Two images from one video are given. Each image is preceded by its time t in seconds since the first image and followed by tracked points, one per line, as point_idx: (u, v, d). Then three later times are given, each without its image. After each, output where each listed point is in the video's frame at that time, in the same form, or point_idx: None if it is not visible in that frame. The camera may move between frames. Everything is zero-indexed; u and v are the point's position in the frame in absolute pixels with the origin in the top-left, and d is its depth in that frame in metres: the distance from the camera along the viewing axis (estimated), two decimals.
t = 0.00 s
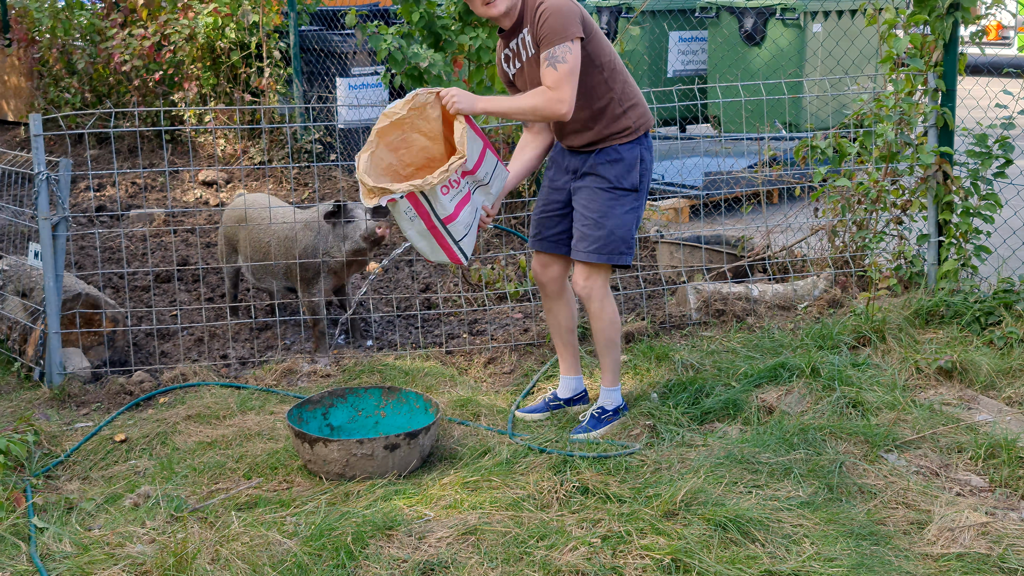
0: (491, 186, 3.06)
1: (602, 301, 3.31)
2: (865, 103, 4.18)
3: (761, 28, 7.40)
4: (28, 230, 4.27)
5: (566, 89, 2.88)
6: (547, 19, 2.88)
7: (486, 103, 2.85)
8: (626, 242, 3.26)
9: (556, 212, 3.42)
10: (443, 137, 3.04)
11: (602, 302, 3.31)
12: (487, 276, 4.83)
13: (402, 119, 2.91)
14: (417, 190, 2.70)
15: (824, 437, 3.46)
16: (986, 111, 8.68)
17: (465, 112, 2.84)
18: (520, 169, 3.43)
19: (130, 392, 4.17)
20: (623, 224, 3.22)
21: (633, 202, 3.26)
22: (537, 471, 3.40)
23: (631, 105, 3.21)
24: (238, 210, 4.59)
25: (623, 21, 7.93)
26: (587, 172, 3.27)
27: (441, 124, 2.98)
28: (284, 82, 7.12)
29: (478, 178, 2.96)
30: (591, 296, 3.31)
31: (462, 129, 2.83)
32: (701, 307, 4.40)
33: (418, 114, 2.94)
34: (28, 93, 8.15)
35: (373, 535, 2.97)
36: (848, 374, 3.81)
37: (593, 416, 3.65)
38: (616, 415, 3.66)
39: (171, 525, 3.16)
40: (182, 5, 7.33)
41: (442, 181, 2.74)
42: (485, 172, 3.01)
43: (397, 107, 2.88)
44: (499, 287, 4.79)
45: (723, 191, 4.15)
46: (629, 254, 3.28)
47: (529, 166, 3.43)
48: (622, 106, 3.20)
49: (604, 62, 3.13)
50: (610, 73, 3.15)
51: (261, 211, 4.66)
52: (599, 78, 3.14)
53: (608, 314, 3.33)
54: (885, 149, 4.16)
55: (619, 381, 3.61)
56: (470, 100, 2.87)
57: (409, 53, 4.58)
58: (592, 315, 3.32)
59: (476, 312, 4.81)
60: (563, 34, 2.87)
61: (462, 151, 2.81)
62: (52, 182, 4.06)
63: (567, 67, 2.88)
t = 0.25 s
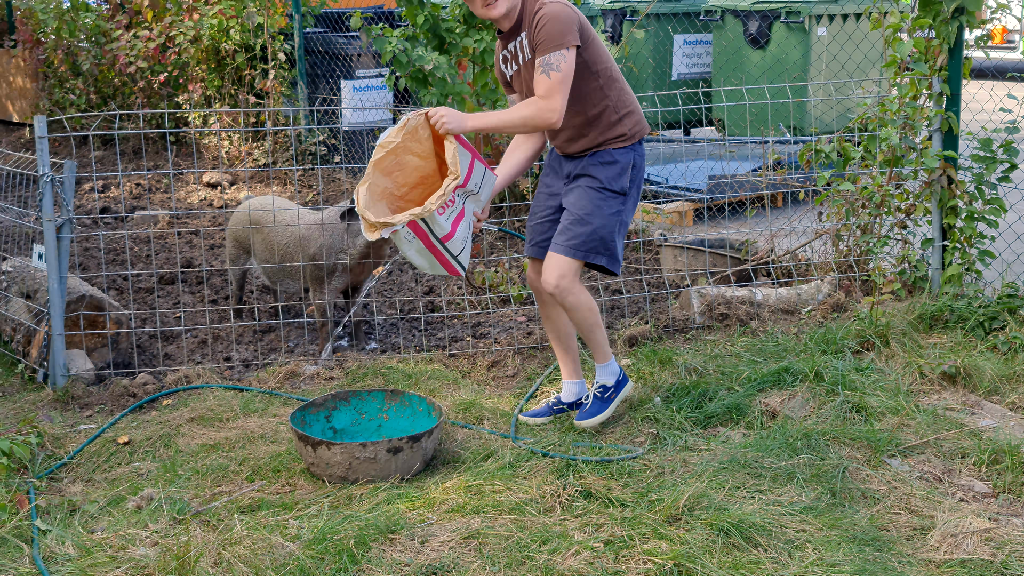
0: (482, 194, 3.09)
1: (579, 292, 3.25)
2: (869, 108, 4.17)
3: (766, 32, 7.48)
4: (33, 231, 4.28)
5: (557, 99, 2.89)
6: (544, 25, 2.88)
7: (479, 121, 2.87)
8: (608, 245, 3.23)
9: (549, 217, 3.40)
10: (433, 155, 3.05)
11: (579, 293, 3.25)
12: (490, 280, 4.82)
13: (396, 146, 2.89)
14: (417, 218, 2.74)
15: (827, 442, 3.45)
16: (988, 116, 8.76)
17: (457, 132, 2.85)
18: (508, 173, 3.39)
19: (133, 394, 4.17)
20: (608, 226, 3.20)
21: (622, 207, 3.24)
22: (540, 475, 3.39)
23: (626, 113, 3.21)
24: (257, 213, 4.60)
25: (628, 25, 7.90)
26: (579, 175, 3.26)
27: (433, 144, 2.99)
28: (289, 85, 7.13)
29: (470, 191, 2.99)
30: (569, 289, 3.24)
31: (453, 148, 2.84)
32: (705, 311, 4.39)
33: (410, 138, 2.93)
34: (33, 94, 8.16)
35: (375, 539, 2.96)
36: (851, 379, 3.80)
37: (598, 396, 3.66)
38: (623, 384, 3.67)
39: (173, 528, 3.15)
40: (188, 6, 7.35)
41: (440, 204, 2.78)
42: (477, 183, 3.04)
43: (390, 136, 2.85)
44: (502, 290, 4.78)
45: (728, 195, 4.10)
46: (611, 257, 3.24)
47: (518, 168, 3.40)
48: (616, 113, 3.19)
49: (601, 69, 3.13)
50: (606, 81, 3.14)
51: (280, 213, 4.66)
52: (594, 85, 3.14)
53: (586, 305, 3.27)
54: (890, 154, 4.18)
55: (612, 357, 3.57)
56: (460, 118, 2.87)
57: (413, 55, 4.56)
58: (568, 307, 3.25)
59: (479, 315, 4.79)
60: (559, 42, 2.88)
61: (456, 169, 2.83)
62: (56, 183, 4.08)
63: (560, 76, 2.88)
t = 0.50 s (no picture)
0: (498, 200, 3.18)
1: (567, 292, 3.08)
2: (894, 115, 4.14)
3: (792, 38, 7.47)
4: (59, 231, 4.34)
5: (567, 117, 2.86)
6: (555, 40, 2.84)
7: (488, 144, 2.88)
8: (609, 240, 3.13)
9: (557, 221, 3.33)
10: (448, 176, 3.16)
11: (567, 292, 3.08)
12: (512, 283, 4.82)
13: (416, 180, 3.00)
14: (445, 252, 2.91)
15: (848, 451, 3.43)
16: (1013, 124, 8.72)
17: (471, 161, 2.91)
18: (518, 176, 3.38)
19: (156, 394, 4.21)
20: (610, 218, 3.10)
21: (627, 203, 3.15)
22: (559, 480, 3.37)
23: (638, 122, 3.17)
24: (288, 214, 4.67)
25: (653, 29, 7.92)
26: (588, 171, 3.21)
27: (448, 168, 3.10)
28: (315, 87, 7.14)
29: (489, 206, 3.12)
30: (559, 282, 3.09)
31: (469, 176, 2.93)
32: (727, 317, 4.39)
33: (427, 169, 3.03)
34: (60, 94, 8.24)
35: (395, 541, 2.97)
36: (874, 388, 3.78)
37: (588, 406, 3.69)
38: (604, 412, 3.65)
39: (195, 527, 3.16)
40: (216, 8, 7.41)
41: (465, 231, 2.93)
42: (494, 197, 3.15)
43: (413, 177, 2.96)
44: (524, 294, 4.79)
45: (752, 200, 4.07)
46: (610, 254, 3.14)
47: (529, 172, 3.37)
48: (628, 122, 3.16)
49: (612, 80, 3.11)
50: (618, 91, 3.12)
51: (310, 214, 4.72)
52: (606, 96, 3.12)
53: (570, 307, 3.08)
54: (915, 162, 4.14)
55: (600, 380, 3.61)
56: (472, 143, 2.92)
57: (438, 59, 4.60)
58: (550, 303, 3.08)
59: (501, 318, 4.79)
60: (571, 59, 2.84)
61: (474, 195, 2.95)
62: (83, 183, 4.12)
63: (571, 93, 2.85)
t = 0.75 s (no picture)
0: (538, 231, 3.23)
1: (588, 347, 3.06)
2: (951, 147, 4.11)
3: (847, 67, 7.34)
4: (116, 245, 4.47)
5: (592, 166, 2.84)
6: (577, 91, 2.81)
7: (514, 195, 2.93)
8: (632, 290, 3.09)
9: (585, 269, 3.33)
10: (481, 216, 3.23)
11: (587, 346, 3.06)
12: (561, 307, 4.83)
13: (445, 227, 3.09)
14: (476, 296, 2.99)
15: (897, 485, 3.36)
16: None
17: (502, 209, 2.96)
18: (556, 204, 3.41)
19: (205, 408, 4.27)
20: (628, 268, 3.07)
21: (647, 251, 3.10)
22: (603, 506, 3.33)
23: (663, 164, 3.11)
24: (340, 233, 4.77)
25: (707, 56, 8.06)
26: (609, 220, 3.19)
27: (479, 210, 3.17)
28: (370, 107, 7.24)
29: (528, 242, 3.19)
30: (578, 338, 3.07)
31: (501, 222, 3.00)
32: (776, 347, 4.38)
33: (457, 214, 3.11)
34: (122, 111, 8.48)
35: (437, 562, 2.95)
36: (924, 422, 3.72)
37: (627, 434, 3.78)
38: (649, 438, 3.78)
39: (239, 542, 3.17)
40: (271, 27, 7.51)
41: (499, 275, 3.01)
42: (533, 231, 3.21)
43: (437, 228, 3.05)
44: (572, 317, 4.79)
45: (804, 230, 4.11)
46: (634, 303, 3.10)
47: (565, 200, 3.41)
48: (653, 163, 3.11)
49: (638, 120, 3.06)
50: (641, 135, 3.07)
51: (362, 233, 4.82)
52: (630, 140, 3.08)
53: (587, 363, 3.06)
54: (971, 196, 4.15)
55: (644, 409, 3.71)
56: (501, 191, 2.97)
57: (492, 83, 4.76)
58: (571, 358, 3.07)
59: (548, 342, 4.78)
60: (594, 109, 2.81)
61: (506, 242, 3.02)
62: (140, 200, 4.18)
63: (595, 144, 2.82)
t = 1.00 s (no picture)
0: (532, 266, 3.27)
1: (579, 371, 3.03)
2: (962, 158, 4.10)
3: (858, 78, 7.35)
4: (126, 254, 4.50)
5: (565, 228, 2.77)
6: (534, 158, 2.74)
7: (497, 269, 2.91)
8: (615, 313, 2.99)
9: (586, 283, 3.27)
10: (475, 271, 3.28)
11: (578, 370, 3.03)
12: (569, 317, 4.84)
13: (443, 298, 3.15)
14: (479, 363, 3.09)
15: (908, 497, 3.34)
16: None
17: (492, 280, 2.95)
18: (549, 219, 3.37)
19: (214, 417, 4.27)
20: (609, 291, 2.97)
21: (631, 271, 2.99)
22: (612, 516, 3.31)
23: (647, 189, 2.98)
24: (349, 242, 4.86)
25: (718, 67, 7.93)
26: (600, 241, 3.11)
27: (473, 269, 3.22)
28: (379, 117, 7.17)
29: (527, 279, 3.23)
30: (569, 362, 3.05)
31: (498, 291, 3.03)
32: (787, 357, 4.39)
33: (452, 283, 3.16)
34: (133, 120, 8.55)
35: (445, 573, 2.94)
36: (935, 434, 3.70)
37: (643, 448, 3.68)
38: (660, 455, 3.68)
39: (248, 551, 3.17)
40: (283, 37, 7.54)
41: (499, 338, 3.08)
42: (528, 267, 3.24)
43: (432, 314, 3.12)
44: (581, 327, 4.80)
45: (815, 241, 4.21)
46: (616, 326, 3.01)
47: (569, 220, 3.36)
48: (638, 190, 2.99)
49: (613, 157, 2.94)
50: (620, 168, 2.96)
51: (371, 244, 4.91)
52: (610, 176, 2.98)
53: (580, 387, 3.03)
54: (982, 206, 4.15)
55: (656, 422, 3.62)
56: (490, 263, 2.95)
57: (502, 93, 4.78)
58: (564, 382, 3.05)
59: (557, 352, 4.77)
60: (554, 172, 2.73)
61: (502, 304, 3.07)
62: (150, 209, 4.19)
63: (563, 205, 2.73)
